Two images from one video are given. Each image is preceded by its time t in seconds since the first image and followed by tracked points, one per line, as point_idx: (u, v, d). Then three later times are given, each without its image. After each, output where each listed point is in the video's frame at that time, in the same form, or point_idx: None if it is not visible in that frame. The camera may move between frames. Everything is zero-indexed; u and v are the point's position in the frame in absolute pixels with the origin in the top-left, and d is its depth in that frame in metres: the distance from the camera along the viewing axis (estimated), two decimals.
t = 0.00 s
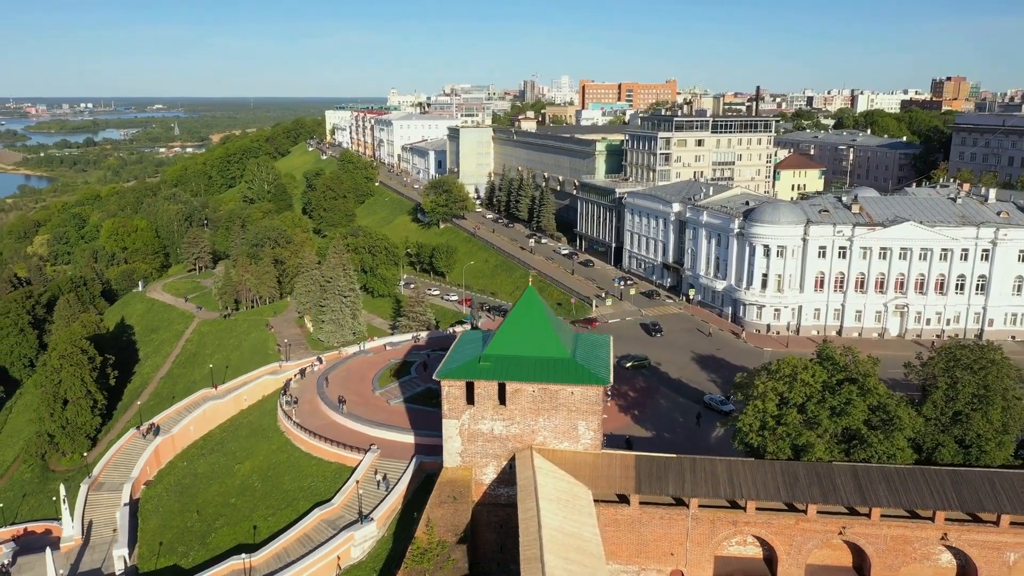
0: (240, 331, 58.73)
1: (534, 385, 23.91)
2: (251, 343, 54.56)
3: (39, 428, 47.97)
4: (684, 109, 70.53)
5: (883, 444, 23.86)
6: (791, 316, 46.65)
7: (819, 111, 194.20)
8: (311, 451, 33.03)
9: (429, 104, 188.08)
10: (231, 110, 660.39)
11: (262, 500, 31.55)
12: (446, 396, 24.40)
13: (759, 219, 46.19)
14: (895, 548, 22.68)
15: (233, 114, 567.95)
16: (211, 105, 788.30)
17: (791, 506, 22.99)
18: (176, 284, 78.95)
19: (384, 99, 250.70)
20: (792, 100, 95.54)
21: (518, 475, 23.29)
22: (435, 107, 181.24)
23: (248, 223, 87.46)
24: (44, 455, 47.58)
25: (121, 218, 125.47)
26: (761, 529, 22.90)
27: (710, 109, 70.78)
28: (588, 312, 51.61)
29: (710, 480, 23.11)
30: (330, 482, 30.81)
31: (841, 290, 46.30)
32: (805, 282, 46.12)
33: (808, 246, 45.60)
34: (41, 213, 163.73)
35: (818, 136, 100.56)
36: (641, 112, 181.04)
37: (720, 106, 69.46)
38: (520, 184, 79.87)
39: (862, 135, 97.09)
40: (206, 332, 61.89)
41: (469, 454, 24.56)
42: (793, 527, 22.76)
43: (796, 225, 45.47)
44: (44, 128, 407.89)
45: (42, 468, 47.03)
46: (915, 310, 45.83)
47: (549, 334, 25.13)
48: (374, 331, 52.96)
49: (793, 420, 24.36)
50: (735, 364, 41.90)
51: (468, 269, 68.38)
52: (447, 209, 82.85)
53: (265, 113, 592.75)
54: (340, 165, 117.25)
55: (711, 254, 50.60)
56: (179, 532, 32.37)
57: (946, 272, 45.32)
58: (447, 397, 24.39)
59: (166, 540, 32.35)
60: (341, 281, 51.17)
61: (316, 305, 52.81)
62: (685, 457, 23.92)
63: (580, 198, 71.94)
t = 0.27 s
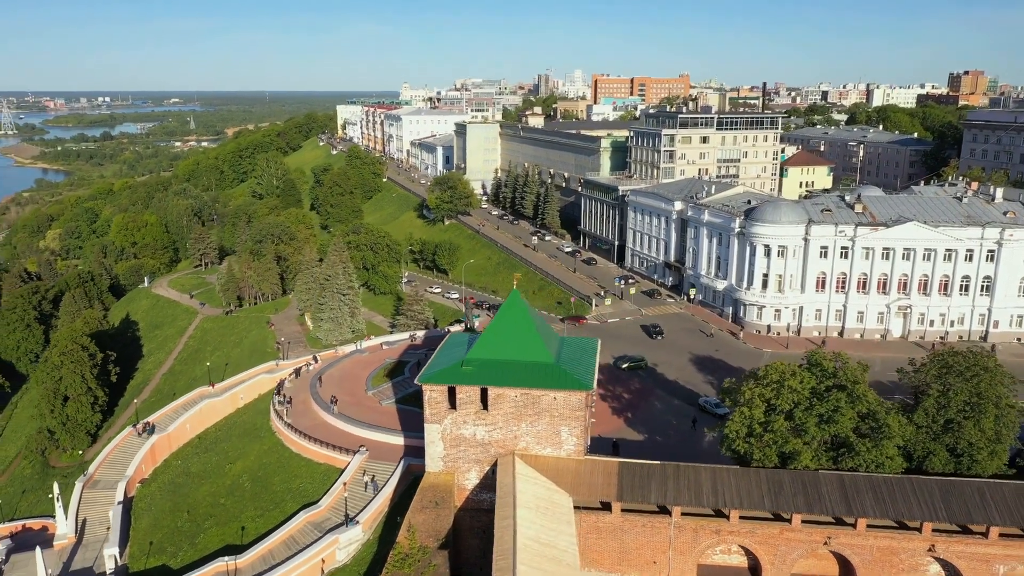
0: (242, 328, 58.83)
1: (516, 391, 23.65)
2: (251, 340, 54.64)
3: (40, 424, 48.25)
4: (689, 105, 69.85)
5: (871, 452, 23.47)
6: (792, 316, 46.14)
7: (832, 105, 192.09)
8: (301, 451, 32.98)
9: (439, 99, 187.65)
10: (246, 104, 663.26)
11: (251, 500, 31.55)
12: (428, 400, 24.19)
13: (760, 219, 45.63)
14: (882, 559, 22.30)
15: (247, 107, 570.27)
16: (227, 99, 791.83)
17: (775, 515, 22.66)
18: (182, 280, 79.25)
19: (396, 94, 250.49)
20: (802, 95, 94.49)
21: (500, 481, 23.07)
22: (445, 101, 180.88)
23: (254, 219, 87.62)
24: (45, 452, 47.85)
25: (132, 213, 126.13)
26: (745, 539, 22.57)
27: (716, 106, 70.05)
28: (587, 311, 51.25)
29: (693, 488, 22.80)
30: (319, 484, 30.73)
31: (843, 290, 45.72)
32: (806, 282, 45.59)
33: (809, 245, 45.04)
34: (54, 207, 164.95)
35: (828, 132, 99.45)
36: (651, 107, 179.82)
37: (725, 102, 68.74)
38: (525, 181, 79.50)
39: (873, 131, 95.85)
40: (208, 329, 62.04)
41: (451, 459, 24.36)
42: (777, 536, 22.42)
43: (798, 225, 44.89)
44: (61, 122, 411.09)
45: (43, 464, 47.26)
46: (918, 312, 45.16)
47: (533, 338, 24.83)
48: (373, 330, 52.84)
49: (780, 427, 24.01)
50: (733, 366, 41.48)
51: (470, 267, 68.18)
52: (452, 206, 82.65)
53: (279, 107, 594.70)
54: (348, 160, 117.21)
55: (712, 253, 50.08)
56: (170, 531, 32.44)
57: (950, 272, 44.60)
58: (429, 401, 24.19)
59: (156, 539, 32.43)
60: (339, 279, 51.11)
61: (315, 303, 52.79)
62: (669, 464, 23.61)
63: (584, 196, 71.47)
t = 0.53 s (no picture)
0: (243, 325, 58.97)
1: (502, 394, 23.46)
2: (252, 337, 54.73)
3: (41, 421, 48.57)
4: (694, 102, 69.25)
5: (860, 459, 23.13)
6: (793, 317, 45.72)
7: (845, 100, 190.33)
8: (293, 451, 32.94)
9: (449, 94, 187.33)
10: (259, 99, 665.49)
11: (242, 500, 31.58)
12: (412, 403, 24.05)
13: (761, 218, 45.17)
14: (869, 567, 21.99)
15: (260, 102, 571.53)
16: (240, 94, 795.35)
17: (760, 522, 22.37)
18: (187, 276, 79.56)
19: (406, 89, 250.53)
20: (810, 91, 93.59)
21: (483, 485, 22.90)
22: (454, 97, 180.61)
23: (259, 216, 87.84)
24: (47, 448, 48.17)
25: (141, 208, 126.76)
26: (729, 545, 22.31)
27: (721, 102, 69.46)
28: (587, 310, 51.01)
29: (678, 494, 22.55)
30: (308, 484, 30.71)
31: (844, 290, 45.22)
32: (807, 282, 45.12)
33: (810, 245, 44.54)
34: (66, 202, 166.10)
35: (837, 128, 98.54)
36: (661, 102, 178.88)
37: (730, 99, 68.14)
38: (529, 178, 79.22)
39: (883, 127, 94.81)
40: (210, 325, 62.23)
41: (436, 462, 24.22)
42: (763, 543, 22.15)
43: (799, 224, 44.39)
44: (76, 116, 413.96)
45: (43, 460, 47.61)
46: (920, 312, 44.59)
47: (519, 341, 24.64)
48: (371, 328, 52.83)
49: (768, 433, 23.72)
50: (731, 366, 41.12)
51: (473, 264, 68.05)
52: (456, 202, 82.53)
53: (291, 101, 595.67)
54: (355, 157, 117.25)
55: (713, 252, 49.66)
56: (161, 530, 32.50)
57: (954, 273, 43.98)
58: (413, 404, 24.04)
59: (148, 538, 32.47)
60: (338, 276, 51.09)
61: (315, 301, 52.78)
62: (654, 470, 23.38)
63: (587, 193, 71.13)
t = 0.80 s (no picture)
0: (245, 321, 59.13)
1: (484, 398, 23.27)
2: (253, 334, 54.87)
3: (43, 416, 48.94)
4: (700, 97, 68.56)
5: (846, 466, 22.76)
6: (793, 317, 45.23)
7: (860, 94, 188.10)
8: (284, 451, 32.93)
9: (459, 89, 186.90)
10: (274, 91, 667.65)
11: (232, 499, 31.64)
12: (394, 406, 23.92)
13: (761, 217, 44.66)
14: None
15: (274, 96, 573.16)
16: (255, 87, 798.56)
17: (743, 530, 22.07)
18: (193, 271, 79.90)
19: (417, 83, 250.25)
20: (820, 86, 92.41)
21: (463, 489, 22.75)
22: (464, 91, 180.15)
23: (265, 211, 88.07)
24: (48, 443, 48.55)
25: (151, 203, 127.41)
26: (711, 553, 22.03)
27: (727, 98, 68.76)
28: (586, 308, 50.74)
29: (660, 501, 22.29)
30: (297, 484, 30.69)
31: (846, 290, 44.65)
32: (807, 282, 44.61)
33: (811, 244, 44.00)
34: (79, 195, 167.35)
35: (848, 123, 97.33)
36: (672, 96, 177.51)
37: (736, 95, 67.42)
38: (533, 174, 78.90)
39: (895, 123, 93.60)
40: (213, 321, 62.45)
41: (418, 465, 24.09)
42: (745, 551, 21.85)
43: (800, 223, 43.85)
44: (93, 110, 417.11)
45: (44, 455, 47.99)
46: (923, 313, 43.98)
47: (503, 343, 24.41)
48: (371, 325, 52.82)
49: (753, 438, 23.40)
50: (729, 367, 40.74)
51: (475, 261, 67.87)
52: (461, 198, 82.34)
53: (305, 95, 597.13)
54: (363, 151, 117.23)
55: (714, 250, 49.20)
56: (152, 528, 32.62)
57: (958, 273, 43.31)
58: (395, 407, 23.90)
59: (139, 535, 32.58)
60: (337, 273, 51.06)
61: (314, 297, 52.81)
62: (636, 475, 23.11)
63: (591, 189, 70.70)
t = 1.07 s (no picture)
0: (247, 317, 59.29)
1: (465, 401, 23.12)
2: (254, 330, 55.02)
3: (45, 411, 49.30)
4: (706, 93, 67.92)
5: (832, 473, 22.40)
6: (793, 317, 44.76)
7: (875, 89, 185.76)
8: (275, 450, 32.97)
9: (470, 83, 186.29)
10: (289, 85, 668.61)
11: (222, 499, 31.71)
12: (376, 409, 23.84)
13: (761, 215, 44.18)
14: None
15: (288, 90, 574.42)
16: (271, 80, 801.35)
17: (725, 537, 21.79)
18: (199, 266, 80.24)
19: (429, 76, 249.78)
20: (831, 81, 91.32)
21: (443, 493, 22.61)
22: (475, 86, 179.59)
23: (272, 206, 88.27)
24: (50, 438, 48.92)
25: (162, 197, 128.02)
26: (693, 560, 21.76)
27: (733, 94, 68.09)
28: (586, 307, 50.46)
29: (641, 507, 22.05)
30: (286, 484, 30.70)
31: (847, 290, 44.12)
32: (808, 281, 44.12)
33: (812, 243, 43.47)
34: (93, 189, 168.59)
35: (859, 118, 96.18)
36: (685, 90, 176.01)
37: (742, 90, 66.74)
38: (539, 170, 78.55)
39: (907, 118, 92.41)
40: (216, 316, 62.66)
41: (400, 468, 24.01)
42: (727, 559, 21.57)
43: (800, 222, 43.34)
44: (110, 103, 420.03)
45: (46, 450, 48.45)
46: (926, 314, 43.38)
47: (486, 345, 24.24)
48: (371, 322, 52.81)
49: (738, 444, 23.13)
50: (726, 367, 40.39)
51: (478, 257, 67.71)
52: (467, 194, 82.17)
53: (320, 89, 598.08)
54: (372, 146, 117.17)
55: (715, 248, 48.75)
56: (144, 526, 32.75)
57: (961, 273, 42.65)
58: (377, 409, 23.85)
59: (132, 532, 32.73)
60: (337, 270, 51.05)
61: (314, 294, 52.87)
62: (619, 480, 22.87)
63: (596, 186, 70.27)
